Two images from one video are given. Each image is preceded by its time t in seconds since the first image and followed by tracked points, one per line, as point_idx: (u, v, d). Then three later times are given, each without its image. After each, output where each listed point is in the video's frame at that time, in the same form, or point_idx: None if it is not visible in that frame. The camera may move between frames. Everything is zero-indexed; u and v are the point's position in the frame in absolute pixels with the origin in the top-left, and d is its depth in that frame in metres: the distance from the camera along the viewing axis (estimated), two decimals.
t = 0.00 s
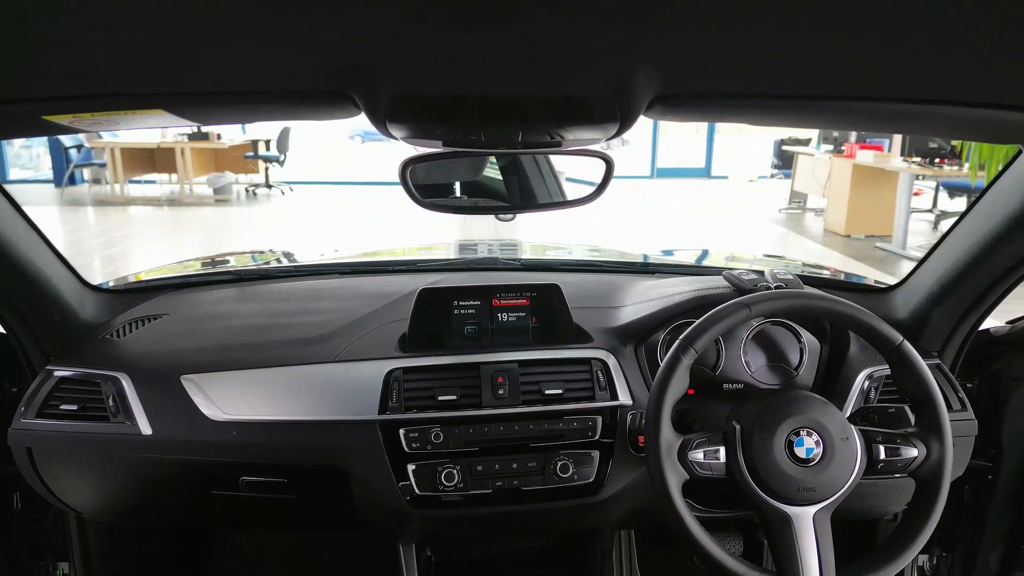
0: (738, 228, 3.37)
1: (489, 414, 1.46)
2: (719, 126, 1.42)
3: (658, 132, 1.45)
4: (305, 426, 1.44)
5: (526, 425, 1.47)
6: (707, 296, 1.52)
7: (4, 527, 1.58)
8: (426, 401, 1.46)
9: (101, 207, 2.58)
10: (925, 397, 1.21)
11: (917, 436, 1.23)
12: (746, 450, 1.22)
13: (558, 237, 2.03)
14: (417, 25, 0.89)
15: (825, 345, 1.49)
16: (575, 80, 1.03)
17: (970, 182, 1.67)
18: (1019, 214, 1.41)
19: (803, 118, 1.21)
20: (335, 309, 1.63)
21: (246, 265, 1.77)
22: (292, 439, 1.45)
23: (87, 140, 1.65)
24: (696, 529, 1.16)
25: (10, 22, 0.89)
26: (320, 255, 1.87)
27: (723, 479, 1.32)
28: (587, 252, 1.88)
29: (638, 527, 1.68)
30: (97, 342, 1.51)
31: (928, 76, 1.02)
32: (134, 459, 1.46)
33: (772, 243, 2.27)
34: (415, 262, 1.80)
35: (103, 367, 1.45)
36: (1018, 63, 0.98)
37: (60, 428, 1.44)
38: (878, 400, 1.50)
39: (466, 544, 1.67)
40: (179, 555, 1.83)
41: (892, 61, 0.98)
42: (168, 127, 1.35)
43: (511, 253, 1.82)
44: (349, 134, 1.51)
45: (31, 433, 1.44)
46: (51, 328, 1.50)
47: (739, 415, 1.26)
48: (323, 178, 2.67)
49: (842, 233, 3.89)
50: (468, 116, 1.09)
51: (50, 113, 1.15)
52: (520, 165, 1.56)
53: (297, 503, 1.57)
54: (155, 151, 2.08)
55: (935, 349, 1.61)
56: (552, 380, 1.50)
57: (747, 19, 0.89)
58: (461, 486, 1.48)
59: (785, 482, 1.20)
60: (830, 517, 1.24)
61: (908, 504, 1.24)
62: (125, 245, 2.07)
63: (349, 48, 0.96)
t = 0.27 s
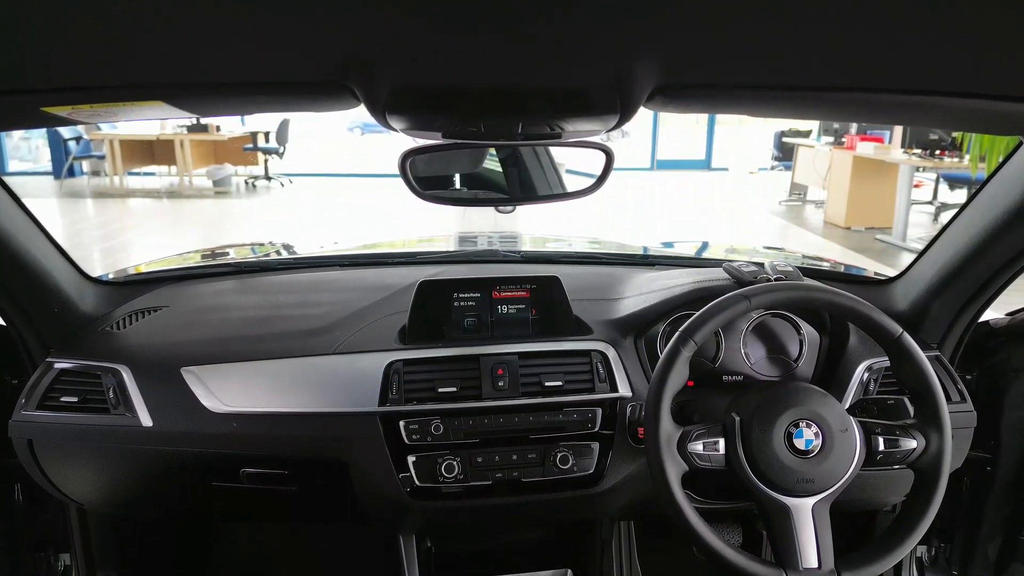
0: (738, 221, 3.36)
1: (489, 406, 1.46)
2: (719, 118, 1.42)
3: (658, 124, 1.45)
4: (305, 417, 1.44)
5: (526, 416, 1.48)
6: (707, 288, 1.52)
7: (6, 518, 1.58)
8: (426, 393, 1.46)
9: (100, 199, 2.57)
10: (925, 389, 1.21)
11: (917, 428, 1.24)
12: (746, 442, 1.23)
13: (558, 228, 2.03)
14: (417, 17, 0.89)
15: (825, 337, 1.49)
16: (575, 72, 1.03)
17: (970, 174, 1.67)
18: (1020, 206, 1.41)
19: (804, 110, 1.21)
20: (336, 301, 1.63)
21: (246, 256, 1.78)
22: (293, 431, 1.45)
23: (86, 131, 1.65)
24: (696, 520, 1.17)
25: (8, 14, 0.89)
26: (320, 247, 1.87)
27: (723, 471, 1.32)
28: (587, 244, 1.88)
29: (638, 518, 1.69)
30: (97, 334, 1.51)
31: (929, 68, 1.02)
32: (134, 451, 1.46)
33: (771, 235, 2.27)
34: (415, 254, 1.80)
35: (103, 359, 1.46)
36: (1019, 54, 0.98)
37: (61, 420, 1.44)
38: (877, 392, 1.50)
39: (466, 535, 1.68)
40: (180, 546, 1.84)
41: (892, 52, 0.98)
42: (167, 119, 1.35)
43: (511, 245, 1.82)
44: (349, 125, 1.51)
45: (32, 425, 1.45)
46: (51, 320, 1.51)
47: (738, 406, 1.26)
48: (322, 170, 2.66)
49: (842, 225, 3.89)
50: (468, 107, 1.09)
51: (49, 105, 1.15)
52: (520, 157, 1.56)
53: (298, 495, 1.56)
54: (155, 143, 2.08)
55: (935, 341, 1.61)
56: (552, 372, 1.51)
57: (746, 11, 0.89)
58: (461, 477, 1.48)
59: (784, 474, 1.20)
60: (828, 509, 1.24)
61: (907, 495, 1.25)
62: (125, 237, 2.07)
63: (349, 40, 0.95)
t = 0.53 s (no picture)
0: (738, 212, 3.36)
1: (489, 398, 1.46)
2: (720, 110, 1.41)
3: (658, 116, 1.45)
4: (305, 409, 1.45)
5: (526, 408, 1.48)
6: (707, 280, 1.52)
7: (7, 509, 1.59)
8: (426, 385, 1.46)
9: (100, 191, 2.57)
10: (924, 380, 1.21)
11: (916, 420, 1.24)
12: (745, 433, 1.23)
13: (558, 220, 2.03)
14: (416, 7, 0.88)
15: (825, 329, 1.49)
16: (575, 64, 1.02)
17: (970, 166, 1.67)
18: (1020, 197, 1.41)
19: (804, 101, 1.21)
20: (336, 294, 1.63)
21: (246, 248, 1.77)
22: (293, 422, 1.45)
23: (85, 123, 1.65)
24: (695, 512, 1.17)
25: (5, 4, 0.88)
26: (320, 239, 1.87)
27: (722, 462, 1.32)
28: (587, 236, 1.88)
29: (638, 510, 1.69)
30: (97, 326, 1.51)
31: (930, 59, 1.02)
32: (135, 443, 1.46)
33: (772, 226, 2.26)
34: (415, 246, 1.79)
35: (104, 351, 1.46)
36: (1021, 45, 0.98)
37: (61, 412, 1.45)
38: (876, 383, 1.51)
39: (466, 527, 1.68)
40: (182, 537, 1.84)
41: (894, 43, 0.98)
42: (166, 110, 1.35)
43: (511, 237, 1.81)
44: (348, 117, 1.51)
45: (32, 416, 1.45)
46: (52, 312, 1.51)
47: (738, 398, 1.26)
48: (322, 162, 2.66)
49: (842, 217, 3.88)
50: (467, 98, 1.08)
51: (47, 96, 1.14)
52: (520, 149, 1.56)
53: (298, 487, 1.57)
54: (154, 134, 2.07)
55: (934, 333, 1.61)
56: (552, 364, 1.51)
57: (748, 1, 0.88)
58: (461, 469, 1.49)
59: (783, 465, 1.20)
60: (827, 500, 1.25)
61: (906, 486, 1.25)
62: (124, 229, 2.07)
63: (347, 31, 0.95)
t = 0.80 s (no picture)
0: (738, 203, 3.36)
1: (489, 389, 1.47)
2: (720, 100, 1.41)
3: (659, 106, 1.44)
4: (305, 400, 1.45)
5: (526, 399, 1.48)
6: (707, 271, 1.52)
7: (9, 500, 1.60)
8: (427, 376, 1.47)
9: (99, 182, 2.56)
10: (923, 371, 1.22)
11: (915, 410, 1.24)
12: (745, 424, 1.23)
13: (558, 212, 2.02)
14: None
15: (825, 320, 1.49)
16: (575, 54, 1.02)
17: (971, 157, 1.67)
18: (1021, 188, 1.41)
19: (805, 91, 1.20)
20: (335, 285, 1.63)
21: (245, 240, 1.78)
22: (293, 413, 1.46)
23: (84, 113, 1.64)
24: (695, 502, 1.18)
25: None
26: (319, 230, 1.87)
27: (721, 452, 1.33)
28: (587, 228, 1.88)
29: (637, 500, 1.70)
30: (97, 318, 1.51)
31: (932, 48, 1.01)
32: (136, 433, 1.47)
33: (771, 218, 2.26)
34: (414, 237, 1.79)
35: (104, 342, 1.46)
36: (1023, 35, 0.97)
37: (62, 402, 1.45)
38: (875, 374, 1.51)
39: (466, 517, 1.69)
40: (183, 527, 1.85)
41: (896, 33, 0.97)
42: (164, 101, 1.34)
43: (510, 228, 1.82)
44: (348, 108, 1.50)
45: (33, 407, 1.45)
46: (52, 303, 1.51)
47: (737, 388, 1.27)
48: (322, 152, 2.65)
49: (842, 208, 3.88)
50: (467, 89, 1.08)
51: (45, 87, 1.14)
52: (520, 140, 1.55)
53: (298, 477, 1.57)
54: (153, 125, 2.07)
55: (934, 324, 1.61)
56: (551, 355, 1.51)
57: None
58: (460, 459, 1.49)
59: (782, 455, 1.21)
60: (826, 490, 1.25)
61: (904, 476, 1.25)
62: (124, 220, 2.06)
63: (346, 21, 0.95)
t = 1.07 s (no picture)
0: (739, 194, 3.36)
1: (489, 379, 1.47)
2: (721, 89, 1.40)
3: (659, 96, 1.44)
4: (306, 390, 1.45)
5: (526, 389, 1.48)
6: (707, 261, 1.52)
7: (11, 489, 1.61)
8: (427, 366, 1.47)
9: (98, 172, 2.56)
10: (922, 360, 1.22)
11: (913, 400, 1.25)
12: (744, 413, 1.24)
13: (558, 202, 2.02)
14: None
15: (825, 309, 1.49)
16: (575, 43, 1.01)
17: (972, 147, 1.67)
18: (1021, 177, 1.40)
19: (806, 80, 1.20)
20: (335, 275, 1.63)
21: (245, 230, 1.77)
22: (293, 403, 1.46)
23: (83, 103, 1.64)
24: (694, 491, 1.18)
25: None
26: (319, 220, 1.87)
27: (721, 442, 1.33)
28: (587, 218, 1.87)
29: (636, 489, 1.70)
30: (98, 308, 1.51)
31: (934, 37, 1.01)
32: (137, 423, 1.47)
33: (772, 207, 2.26)
34: (414, 228, 1.79)
35: (104, 332, 1.46)
36: None
37: (63, 393, 1.45)
38: (875, 364, 1.52)
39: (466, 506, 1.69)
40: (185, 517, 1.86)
41: (898, 21, 0.97)
42: (163, 90, 1.34)
43: (510, 218, 1.81)
44: (347, 97, 1.50)
45: (33, 398, 1.45)
46: (52, 293, 1.51)
47: (737, 378, 1.27)
48: (321, 142, 2.65)
49: (842, 198, 3.87)
50: (467, 78, 1.07)
51: (43, 76, 1.13)
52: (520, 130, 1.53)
53: (299, 467, 1.58)
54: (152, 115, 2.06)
55: (933, 314, 1.61)
56: (551, 345, 1.51)
57: None
58: (461, 449, 1.50)
59: (781, 445, 1.21)
60: (825, 479, 1.25)
61: (903, 466, 1.26)
62: (124, 211, 2.06)
63: (345, 10, 0.94)
